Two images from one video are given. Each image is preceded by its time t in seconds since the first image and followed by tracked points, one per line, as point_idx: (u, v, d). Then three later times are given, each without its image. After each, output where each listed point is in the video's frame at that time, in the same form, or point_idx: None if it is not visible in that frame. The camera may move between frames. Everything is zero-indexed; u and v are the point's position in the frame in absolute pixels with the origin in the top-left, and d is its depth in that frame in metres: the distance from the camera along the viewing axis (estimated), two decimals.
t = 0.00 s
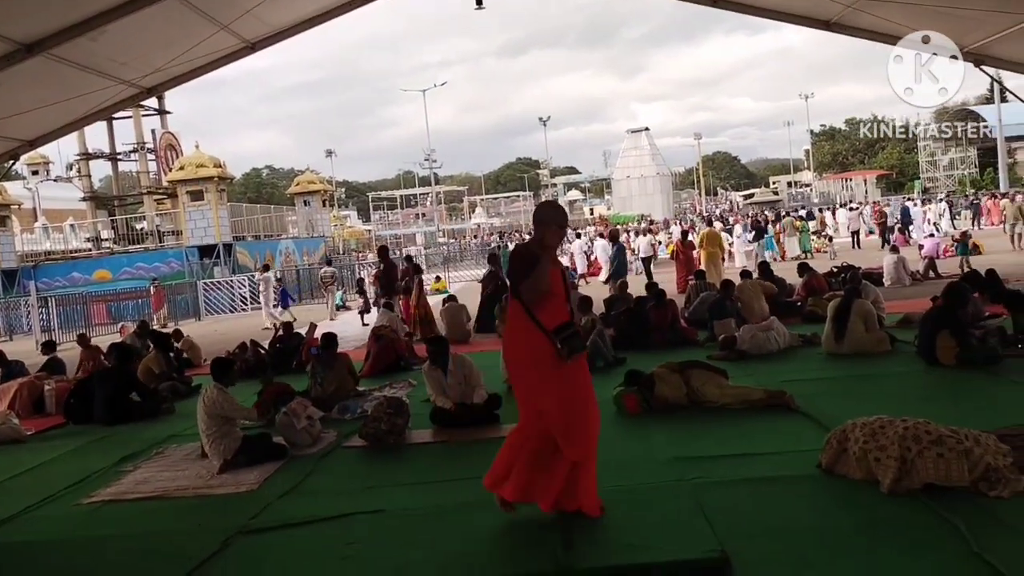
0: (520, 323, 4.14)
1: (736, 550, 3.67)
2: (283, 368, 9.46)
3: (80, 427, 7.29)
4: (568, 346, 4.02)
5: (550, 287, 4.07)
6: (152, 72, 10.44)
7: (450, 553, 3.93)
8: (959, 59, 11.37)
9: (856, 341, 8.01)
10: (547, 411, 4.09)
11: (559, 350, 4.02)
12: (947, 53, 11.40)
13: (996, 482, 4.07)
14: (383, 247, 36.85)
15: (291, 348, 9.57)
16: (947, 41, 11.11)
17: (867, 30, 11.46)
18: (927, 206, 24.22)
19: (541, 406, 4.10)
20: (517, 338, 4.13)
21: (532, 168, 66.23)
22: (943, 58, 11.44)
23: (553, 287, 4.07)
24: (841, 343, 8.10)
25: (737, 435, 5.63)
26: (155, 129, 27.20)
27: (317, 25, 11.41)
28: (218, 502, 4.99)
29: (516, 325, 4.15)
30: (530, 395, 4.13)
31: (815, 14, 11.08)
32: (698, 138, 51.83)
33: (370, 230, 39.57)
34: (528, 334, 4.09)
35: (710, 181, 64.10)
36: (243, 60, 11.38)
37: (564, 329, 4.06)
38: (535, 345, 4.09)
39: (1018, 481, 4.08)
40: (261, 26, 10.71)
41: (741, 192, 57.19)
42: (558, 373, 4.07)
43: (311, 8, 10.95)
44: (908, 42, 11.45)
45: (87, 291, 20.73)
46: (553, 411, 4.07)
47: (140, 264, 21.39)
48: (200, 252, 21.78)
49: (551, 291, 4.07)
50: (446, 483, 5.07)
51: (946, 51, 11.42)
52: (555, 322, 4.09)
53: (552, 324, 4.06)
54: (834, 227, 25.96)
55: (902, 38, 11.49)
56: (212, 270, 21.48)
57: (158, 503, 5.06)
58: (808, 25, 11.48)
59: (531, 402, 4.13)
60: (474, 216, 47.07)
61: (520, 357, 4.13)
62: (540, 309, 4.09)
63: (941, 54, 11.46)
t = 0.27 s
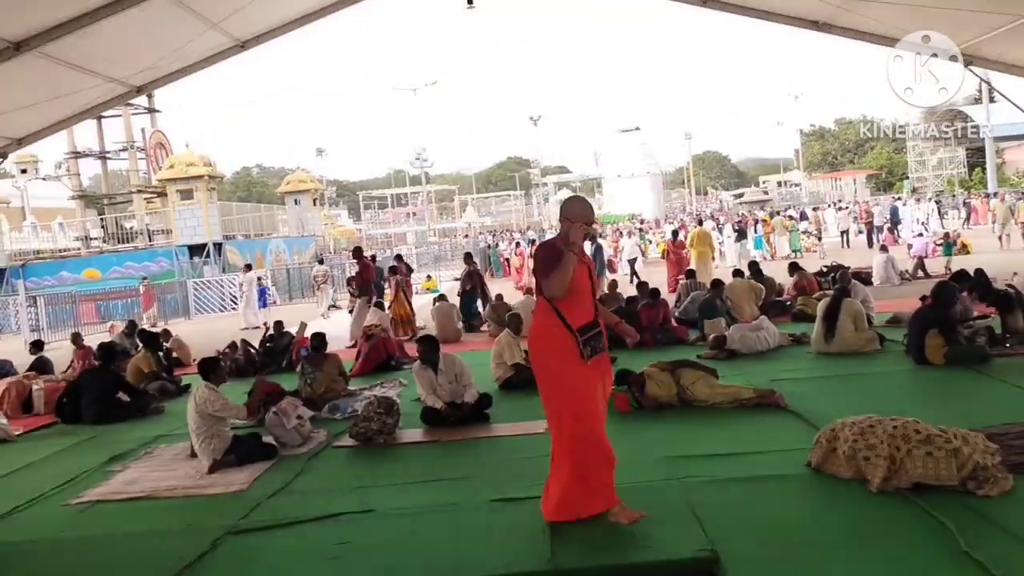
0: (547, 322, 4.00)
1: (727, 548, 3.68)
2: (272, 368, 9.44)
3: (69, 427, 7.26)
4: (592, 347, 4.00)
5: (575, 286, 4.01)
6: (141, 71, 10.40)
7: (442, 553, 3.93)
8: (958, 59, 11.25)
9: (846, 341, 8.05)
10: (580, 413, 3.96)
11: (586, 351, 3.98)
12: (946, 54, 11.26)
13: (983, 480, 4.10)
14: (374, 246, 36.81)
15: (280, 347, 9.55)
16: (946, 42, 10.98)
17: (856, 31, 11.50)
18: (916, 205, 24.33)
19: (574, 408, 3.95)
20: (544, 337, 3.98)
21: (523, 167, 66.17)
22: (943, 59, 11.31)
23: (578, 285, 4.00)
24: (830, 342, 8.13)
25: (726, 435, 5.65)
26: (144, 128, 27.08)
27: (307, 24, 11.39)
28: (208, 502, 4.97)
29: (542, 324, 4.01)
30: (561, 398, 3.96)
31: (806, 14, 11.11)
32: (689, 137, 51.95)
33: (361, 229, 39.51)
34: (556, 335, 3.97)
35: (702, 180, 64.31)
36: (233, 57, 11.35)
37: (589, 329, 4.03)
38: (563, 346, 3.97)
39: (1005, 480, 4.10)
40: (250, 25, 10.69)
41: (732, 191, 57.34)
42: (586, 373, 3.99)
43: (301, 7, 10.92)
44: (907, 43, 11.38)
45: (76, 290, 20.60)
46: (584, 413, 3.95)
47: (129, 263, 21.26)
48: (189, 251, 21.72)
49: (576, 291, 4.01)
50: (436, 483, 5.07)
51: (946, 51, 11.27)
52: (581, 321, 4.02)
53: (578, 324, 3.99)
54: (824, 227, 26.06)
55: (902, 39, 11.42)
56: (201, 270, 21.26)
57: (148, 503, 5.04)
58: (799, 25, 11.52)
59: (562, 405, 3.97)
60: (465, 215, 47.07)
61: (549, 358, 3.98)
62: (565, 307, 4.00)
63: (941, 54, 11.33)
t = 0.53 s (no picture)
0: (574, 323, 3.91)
1: (718, 548, 3.69)
2: (261, 368, 9.42)
3: (56, 428, 7.22)
4: (625, 344, 3.89)
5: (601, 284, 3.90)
6: (129, 70, 10.35)
7: (432, 553, 3.93)
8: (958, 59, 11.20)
9: (834, 341, 8.09)
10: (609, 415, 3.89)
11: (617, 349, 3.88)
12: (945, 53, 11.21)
13: (970, 480, 4.13)
14: (364, 246, 36.76)
15: (269, 348, 9.54)
16: (946, 41, 10.92)
17: (845, 32, 11.55)
18: (905, 205, 24.46)
19: (603, 410, 3.88)
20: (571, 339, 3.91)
21: (514, 167, 66.13)
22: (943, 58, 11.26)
23: (607, 282, 3.90)
24: (819, 341, 8.16)
25: (715, 434, 5.66)
26: (133, 127, 26.96)
27: (296, 23, 11.35)
28: (197, 503, 4.95)
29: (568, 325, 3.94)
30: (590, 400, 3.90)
31: (795, 15, 11.15)
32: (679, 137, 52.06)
33: (351, 229, 39.43)
34: (584, 334, 3.88)
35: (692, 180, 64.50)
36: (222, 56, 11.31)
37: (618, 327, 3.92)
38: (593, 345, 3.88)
39: (992, 480, 4.14)
40: (239, 24, 10.66)
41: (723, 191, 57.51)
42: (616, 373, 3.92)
43: (290, 7, 10.89)
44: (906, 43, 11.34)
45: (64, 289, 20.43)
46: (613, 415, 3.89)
47: (118, 263, 21.17)
48: (178, 250, 21.71)
49: (603, 289, 3.90)
50: (425, 483, 5.06)
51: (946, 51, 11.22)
52: (610, 319, 3.91)
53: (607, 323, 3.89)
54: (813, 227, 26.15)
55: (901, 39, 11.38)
56: (190, 269, 21.11)
57: (135, 505, 5.02)
58: (788, 26, 11.57)
59: (591, 407, 3.91)
60: (455, 215, 47.07)
61: (576, 360, 3.90)
62: (594, 307, 3.90)
63: (940, 54, 11.31)
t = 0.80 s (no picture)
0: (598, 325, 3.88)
1: (709, 546, 3.67)
2: (249, 367, 9.35)
3: (40, 428, 7.14)
4: (647, 345, 3.83)
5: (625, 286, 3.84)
6: (115, 66, 10.24)
7: (422, 554, 3.88)
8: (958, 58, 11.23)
9: (824, 338, 8.09)
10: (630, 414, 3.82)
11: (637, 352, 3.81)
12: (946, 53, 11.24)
13: (960, 478, 4.13)
14: (352, 244, 36.63)
15: (257, 347, 9.47)
16: (946, 41, 10.95)
17: (835, 29, 11.56)
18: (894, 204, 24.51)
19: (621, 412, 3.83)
20: (592, 342, 3.88)
21: (503, 165, 65.95)
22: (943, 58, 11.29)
23: (632, 282, 3.84)
24: (810, 340, 8.16)
25: (706, 434, 5.64)
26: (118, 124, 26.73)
27: (283, 18, 11.26)
28: (184, 504, 4.88)
29: (589, 327, 3.91)
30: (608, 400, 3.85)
31: (785, 13, 11.16)
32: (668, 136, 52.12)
33: (339, 228, 39.27)
34: (605, 336, 3.85)
35: (681, 178, 64.66)
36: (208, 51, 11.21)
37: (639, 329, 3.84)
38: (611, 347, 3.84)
39: (981, 478, 4.13)
40: (226, 20, 10.57)
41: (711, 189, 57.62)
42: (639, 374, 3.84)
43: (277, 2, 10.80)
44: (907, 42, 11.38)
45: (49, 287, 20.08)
46: (635, 415, 3.82)
47: (103, 261, 20.96)
48: (164, 248, 21.55)
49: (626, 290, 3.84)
50: (415, 484, 5.01)
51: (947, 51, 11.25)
52: (632, 320, 3.84)
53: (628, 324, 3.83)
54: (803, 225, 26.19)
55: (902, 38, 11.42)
56: (175, 267, 21.06)
57: (121, 506, 4.95)
58: (777, 24, 11.57)
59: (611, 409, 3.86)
60: (444, 212, 46.97)
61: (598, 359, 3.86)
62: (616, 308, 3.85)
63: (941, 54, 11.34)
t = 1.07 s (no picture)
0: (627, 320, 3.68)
1: (698, 539, 3.69)
2: (238, 364, 9.34)
3: (28, 425, 7.10)
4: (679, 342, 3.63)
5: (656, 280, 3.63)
6: (102, 61, 10.18)
7: (413, 549, 3.89)
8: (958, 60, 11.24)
9: (812, 333, 8.14)
10: (657, 413, 3.66)
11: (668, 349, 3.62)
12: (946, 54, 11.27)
13: (945, 471, 4.17)
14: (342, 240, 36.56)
15: (246, 343, 9.46)
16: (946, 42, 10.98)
17: (824, 26, 11.61)
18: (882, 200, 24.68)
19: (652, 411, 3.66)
20: (621, 338, 3.69)
21: (492, 160, 65.93)
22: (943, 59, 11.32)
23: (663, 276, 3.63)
24: (797, 335, 8.21)
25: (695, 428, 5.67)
26: (105, 119, 26.54)
27: (272, 14, 11.22)
28: (174, 500, 4.88)
29: (617, 324, 3.71)
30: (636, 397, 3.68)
31: (774, 9, 11.19)
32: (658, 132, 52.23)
33: (329, 224, 39.19)
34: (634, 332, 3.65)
35: (670, 174, 64.86)
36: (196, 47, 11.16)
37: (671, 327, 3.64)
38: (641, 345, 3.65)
39: (966, 471, 4.18)
40: (215, 15, 10.53)
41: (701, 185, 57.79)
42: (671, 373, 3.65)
43: None
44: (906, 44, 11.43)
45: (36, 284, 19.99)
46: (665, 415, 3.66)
47: (90, 257, 20.91)
48: (151, 244, 21.45)
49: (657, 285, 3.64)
50: (406, 479, 5.02)
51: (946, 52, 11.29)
52: (664, 317, 3.65)
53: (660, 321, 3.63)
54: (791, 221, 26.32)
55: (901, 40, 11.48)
56: (163, 263, 20.99)
57: (110, 502, 4.94)
58: (766, 20, 11.61)
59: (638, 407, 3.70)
60: (434, 208, 46.93)
61: (628, 357, 3.67)
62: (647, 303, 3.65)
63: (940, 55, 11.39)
